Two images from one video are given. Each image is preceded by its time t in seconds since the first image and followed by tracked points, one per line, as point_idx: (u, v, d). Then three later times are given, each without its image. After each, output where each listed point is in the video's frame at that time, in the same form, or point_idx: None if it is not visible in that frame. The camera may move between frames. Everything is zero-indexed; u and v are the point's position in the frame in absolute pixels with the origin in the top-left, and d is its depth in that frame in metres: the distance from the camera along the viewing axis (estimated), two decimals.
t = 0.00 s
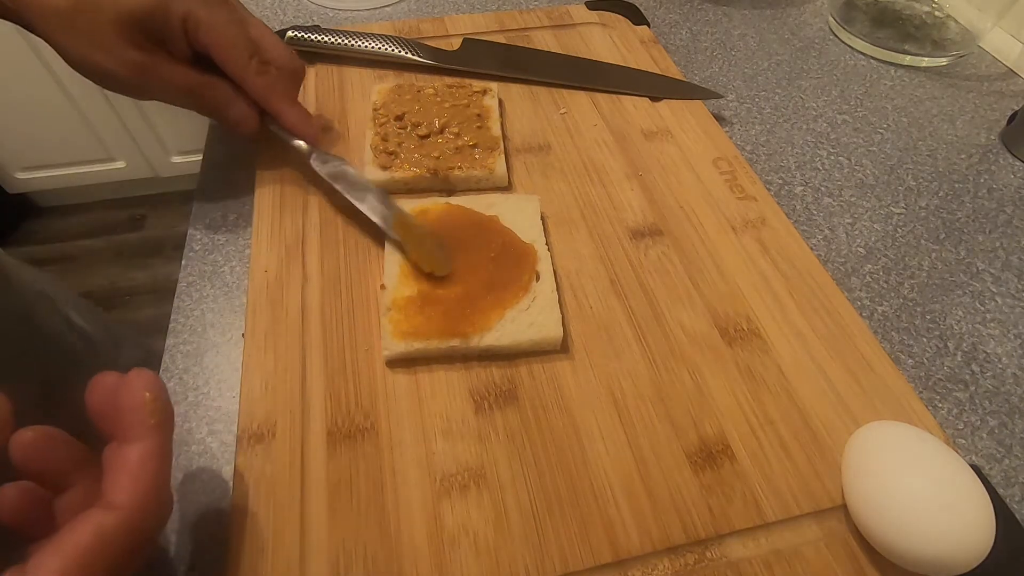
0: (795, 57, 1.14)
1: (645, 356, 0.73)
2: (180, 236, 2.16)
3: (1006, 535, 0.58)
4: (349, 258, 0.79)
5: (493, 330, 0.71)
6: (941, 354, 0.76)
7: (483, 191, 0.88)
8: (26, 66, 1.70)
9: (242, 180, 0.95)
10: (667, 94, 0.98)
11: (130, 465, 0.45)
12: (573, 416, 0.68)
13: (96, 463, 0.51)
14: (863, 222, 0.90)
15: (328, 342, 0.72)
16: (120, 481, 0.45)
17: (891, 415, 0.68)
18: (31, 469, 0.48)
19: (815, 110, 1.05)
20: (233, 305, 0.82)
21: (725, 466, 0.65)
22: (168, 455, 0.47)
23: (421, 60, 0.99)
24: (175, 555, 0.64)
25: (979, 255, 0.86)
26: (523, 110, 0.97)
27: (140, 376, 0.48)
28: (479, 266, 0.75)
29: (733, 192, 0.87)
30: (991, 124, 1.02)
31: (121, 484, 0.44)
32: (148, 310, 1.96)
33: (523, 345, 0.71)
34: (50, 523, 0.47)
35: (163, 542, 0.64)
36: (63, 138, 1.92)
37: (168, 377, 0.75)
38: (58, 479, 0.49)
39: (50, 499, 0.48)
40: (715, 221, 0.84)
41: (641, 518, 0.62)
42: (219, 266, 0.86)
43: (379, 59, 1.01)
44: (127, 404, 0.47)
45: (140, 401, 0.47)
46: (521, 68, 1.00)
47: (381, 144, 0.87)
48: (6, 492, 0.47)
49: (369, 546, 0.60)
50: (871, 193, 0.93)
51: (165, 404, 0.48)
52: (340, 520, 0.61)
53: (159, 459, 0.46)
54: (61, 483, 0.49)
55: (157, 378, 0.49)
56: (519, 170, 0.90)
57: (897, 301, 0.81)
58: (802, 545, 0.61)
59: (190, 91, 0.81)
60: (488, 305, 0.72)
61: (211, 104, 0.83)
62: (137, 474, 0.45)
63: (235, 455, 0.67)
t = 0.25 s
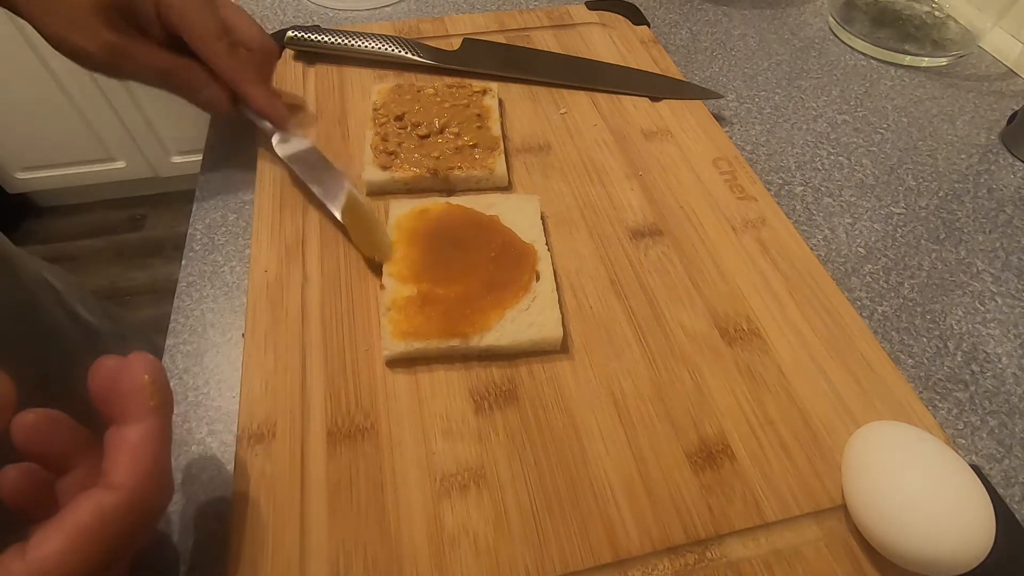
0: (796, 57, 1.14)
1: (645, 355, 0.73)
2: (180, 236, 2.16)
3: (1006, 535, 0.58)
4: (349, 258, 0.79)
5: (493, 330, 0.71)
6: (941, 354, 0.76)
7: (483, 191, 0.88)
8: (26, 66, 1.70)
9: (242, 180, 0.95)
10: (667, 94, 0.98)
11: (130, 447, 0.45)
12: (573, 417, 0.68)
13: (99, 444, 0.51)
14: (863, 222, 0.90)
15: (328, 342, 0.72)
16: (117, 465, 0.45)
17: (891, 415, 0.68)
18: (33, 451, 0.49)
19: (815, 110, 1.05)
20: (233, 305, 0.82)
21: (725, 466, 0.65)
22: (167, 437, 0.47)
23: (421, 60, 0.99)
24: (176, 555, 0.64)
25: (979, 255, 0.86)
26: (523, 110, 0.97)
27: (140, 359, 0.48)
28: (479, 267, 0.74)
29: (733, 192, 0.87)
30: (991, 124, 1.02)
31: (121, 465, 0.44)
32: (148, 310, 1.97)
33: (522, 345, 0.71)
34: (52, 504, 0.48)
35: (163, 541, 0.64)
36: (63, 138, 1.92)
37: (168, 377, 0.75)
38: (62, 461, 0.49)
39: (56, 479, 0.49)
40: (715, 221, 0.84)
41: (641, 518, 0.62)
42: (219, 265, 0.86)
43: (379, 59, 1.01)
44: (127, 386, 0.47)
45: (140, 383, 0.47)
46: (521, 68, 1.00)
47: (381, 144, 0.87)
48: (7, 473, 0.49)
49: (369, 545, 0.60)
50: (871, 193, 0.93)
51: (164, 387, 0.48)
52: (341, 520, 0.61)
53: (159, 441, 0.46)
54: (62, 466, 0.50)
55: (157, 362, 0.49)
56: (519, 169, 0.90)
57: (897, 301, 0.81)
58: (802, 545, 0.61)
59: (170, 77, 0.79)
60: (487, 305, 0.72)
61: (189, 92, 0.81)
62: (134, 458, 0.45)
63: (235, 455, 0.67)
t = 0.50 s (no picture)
0: (796, 57, 1.14)
1: (645, 355, 0.73)
2: (180, 237, 2.16)
3: (1006, 535, 0.58)
4: (349, 258, 0.79)
5: (493, 330, 0.71)
6: (941, 354, 0.76)
7: (483, 191, 0.88)
8: (26, 66, 1.70)
9: (242, 180, 0.95)
10: (667, 94, 0.98)
11: (134, 455, 0.46)
12: (573, 417, 0.68)
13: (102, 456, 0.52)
14: (863, 222, 0.90)
15: (328, 342, 0.72)
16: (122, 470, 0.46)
17: (891, 415, 0.68)
18: (38, 459, 0.49)
19: (815, 110, 1.05)
20: (233, 304, 0.82)
21: (725, 466, 0.65)
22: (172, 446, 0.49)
23: (421, 60, 0.99)
24: (176, 555, 0.64)
25: (979, 255, 0.86)
26: (523, 110, 0.97)
27: (144, 370, 0.50)
28: (481, 269, 0.74)
29: (733, 192, 0.87)
30: (991, 124, 1.02)
31: (125, 472, 0.45)
32: (148, 310, 1.97)
33: (522, 345, 0.71)
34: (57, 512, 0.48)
35: (163, 541, 0.64)
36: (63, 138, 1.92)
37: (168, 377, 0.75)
38: (65, 472, 0.50)
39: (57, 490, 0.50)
40: (715, 220, 0.84)
41: (641, 518, 0.62)
42: (218, 266, 0.86)
43: (379, 59, 1.01)
44: (131, 395, 0.49)
45: (144, 392, 0.49)
46: (521, 68, 1.00)
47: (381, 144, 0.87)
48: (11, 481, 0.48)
49: (369, 545, 0.60)
50: (871, 193, 0.93)
51: (168, 397, 0.50)
52: (341, 520, 0.61)
53: (164, 449, 0.48)
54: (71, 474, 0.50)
55: (160, 373, 0.51)
56: (519, 169, 0.90)
57: (897, 301, 0.81)
58: (802, 545, 0.61)
59: (192, 55, 0.78)
60: (487, 305, 0.72)
61: (215, 71, 0.80)
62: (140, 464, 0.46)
63: (235, 455, 0.67)
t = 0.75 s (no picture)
0: (796, 57, 1.14)
1: (645, 355, 0.73)
2: (180, 237, 2.16)
3: (1006, 535, 0.58)
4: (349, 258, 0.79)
5: (492, 330, 0.71)
6: (941, 354, 0.76)
7: (483, 192, 0.88)
8: (25, 66, 1.70)
9: (242, 180, 0.95)
10: (667, 94, 0.98)
11: (145, 477, 0.45)
12: (573, 417, 0.68)
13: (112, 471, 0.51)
14: (863, 222, 0.90)
15: (328, 343, 0.72)
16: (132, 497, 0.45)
17: (891, 415, 0.68)
18: (48, 478, 0.49)
19: (815, 110, 1.05)
20: (233, 305, 0.82)
21: (725, 466, 0.65)
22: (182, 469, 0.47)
23: (421, 60, 0.99)
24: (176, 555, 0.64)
25: (980, 254, 0.86)
26: (523, 110, 0.97)
27: (152, 388, 0.48)
28: (479, 269, 0.74)
29: (733, 192, 0.87)
30: (991, 124, 1.02)
31: (136, 496, 0.44)
32: (148, 310, 1.97)
33: (522, 345, 0.71)
34: (67, 531, 0.49)
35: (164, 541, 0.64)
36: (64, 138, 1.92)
37: (168, 377, 0.75)
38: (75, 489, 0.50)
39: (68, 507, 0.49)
40: (715, 221, 0.84)
41: (641, 518, 0.62)
42: (219, 265, 0.86)
43: (379, 59, 1.01)
44: (139, 415, 0.47)
45: (154, 412, 0.47)
46: (521, 68, 1.00)
47: (381, 144, 0.87)
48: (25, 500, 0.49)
49: (368, 545, 0.60)
50: (871, 193, 0.93)
51: (177, 414, 0.48)
52: (341, 520, 0.61)
53: (175, 470, 0.46)
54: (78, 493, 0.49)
55: (169, 391, 0.49)
56: (518, 169, 0.90)
57: (897, 301, 0.81)
58: (802, 544, 0.61)
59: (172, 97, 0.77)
60: (486, 305, 0.72)
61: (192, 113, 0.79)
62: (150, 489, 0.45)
63: (235, 455, 0.67)
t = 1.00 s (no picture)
0: (796, 57, 1.14)
1: (645, 355, 0.73)
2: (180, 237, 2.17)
3: (1006, 535, 0.58)
4: (350, 258, 0.79)
5: (492, 330, 0.71)
6: (941, 354, 0.76)
7: (483, 192, 0.88)
8: (25, 65, 1.70)
9: (242, 181, 0.95)
10: (667, 94, 0.98)
11: (147, 488, 0.45)
12: (573, 417, 0.68)
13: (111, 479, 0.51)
14: (863, 222, 0.90)
15: (328, 343, 0.72)
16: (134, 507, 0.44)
17: (891, 415, 0.68)
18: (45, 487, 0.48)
19: (815, 110, 1.05)
20: (234, 304, 0.82)
21: (725, 465, 0.65)
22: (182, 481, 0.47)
23: (421, 60, 0.99)
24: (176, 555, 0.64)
25: (979, 255, 0.86)
26: (523, 110, 0.97)
27: (153, 397, 0.48)
28: (479, 266, 0.75)
29: (733, 192, 0.87)
30: (991, 124, 1.02)
31: (138, 506, 0.44)
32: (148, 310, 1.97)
33: (522, 345, 0.71)
34: (68, 540, 0.48)
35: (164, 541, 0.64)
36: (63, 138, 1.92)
37: (168, 376, 0.75)
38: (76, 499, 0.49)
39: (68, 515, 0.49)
40: (715, 220, 0.84)
41: (641, 518, 0.62)
42: (218, 266, 0.86)
43: (379, 59, 1.01)
44: (138, 424, 0.47)
45: (154, 422, 0.47)
46: (522, 68, 1.00)
47: (381, 144, 0.87)
48: (20, 508, 0.48)
49: (368, 545, 0.60)
50: (871, 193, 0.93)
51: (177, 424, 0.48)
52: (341, 520, 0.61)
53: (177, 482, 0.46)
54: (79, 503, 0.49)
55: (170, 400, 0.49)
56: (519, 169, 0.90)
57: (897, 301, 0.81)
58: (802, 545, 0.61)
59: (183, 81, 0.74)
60: (486, 306, 0.72)
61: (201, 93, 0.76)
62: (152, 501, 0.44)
63: (235, 455, 0.67)
